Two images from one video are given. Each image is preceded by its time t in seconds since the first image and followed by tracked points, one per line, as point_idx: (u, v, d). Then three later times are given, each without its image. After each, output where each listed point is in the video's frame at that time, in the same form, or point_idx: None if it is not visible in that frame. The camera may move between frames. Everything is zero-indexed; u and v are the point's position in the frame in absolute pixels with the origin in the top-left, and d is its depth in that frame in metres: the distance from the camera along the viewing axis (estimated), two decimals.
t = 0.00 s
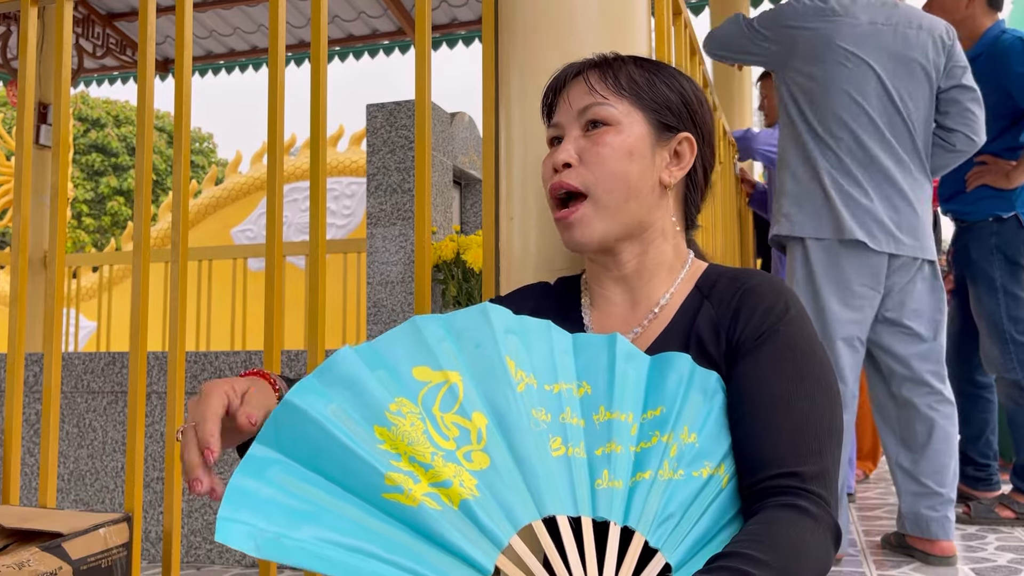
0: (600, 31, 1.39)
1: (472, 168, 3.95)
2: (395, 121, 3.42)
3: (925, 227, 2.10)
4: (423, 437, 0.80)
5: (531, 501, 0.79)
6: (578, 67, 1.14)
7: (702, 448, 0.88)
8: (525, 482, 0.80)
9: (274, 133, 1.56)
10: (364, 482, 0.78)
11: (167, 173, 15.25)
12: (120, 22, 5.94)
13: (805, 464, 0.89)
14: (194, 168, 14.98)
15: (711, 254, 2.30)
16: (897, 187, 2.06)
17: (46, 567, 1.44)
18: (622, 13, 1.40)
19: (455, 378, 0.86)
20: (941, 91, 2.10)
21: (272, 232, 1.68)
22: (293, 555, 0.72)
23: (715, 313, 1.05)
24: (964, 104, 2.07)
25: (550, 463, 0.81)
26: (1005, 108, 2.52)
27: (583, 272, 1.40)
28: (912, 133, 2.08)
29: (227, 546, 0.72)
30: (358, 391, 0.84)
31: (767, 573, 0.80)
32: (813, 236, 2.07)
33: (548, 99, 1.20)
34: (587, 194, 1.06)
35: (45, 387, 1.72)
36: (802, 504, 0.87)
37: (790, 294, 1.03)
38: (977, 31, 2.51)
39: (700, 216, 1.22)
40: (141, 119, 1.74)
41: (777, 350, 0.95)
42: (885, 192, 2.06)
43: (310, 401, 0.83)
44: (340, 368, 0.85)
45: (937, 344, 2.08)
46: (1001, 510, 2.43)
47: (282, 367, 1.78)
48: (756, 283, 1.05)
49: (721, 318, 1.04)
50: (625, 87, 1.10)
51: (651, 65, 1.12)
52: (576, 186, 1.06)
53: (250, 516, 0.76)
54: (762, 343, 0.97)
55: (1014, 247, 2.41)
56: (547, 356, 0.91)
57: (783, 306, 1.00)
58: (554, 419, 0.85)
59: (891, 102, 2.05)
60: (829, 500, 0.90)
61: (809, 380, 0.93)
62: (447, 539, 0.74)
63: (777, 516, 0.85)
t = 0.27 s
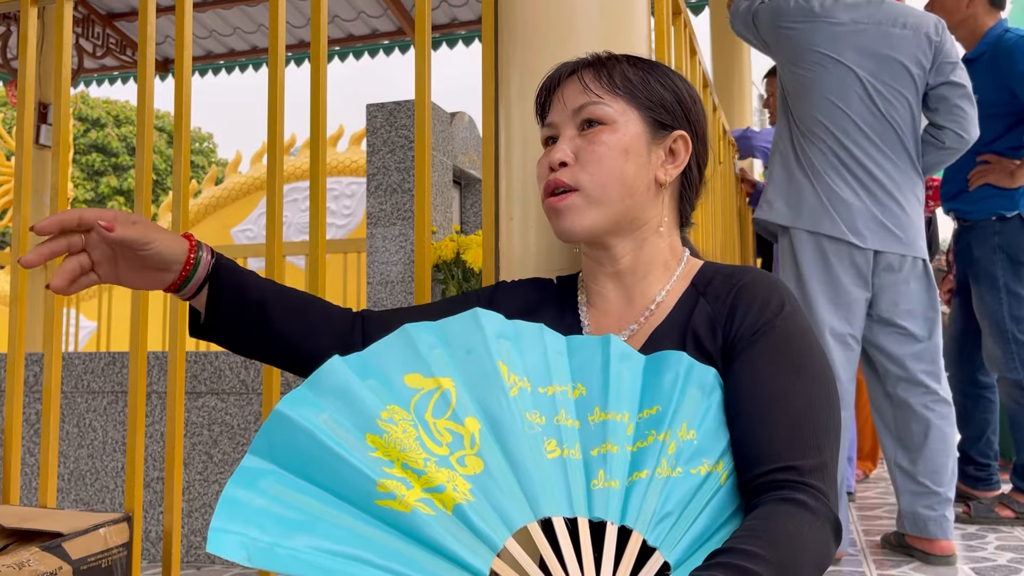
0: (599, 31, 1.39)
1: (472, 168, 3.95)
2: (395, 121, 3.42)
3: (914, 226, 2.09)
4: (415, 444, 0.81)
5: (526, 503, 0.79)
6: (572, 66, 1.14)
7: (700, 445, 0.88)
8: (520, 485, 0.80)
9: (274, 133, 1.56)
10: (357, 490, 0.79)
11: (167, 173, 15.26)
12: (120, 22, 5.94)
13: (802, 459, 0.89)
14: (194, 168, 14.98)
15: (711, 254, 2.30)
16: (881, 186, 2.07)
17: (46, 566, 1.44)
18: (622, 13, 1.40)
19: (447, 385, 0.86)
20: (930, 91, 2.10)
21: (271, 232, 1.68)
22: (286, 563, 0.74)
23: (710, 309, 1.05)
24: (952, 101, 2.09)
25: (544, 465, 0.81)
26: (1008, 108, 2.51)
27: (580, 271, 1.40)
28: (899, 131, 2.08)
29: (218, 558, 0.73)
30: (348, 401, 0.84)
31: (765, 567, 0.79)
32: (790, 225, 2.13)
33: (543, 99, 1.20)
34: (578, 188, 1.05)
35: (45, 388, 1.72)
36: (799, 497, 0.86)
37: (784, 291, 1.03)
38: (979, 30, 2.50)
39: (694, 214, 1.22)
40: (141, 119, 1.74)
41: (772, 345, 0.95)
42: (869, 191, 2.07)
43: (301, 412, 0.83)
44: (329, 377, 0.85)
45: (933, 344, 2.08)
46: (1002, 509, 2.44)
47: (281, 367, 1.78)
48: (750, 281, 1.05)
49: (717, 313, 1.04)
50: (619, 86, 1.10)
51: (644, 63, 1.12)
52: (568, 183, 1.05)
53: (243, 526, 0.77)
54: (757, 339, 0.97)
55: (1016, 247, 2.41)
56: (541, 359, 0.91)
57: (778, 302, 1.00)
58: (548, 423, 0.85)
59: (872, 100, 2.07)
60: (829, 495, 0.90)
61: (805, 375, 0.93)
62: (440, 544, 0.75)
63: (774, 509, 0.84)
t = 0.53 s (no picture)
0: (601, 32, 1.39)
1: (472, 168, 3.95)
2: (396, 120, 3.42)
3: (904, 226, 2.08)
4: (414, 446, 0.81)
5: (525, 504, 0.79)
6: (573, 64, 1.14)
7: (700, 445, 0.88)
8: (519, 486, 0.80)
9: (275, 133, 1.56)
10: (356, 492, 0.79)
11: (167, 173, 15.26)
12: (120, 22, 5.94)
13: (802, 458, 0.88)
14: (195, 168, 14.97)
15: (711, 254, 2.30)
16: (869, 186, 2.09)
17: (47, 567, 1.43)
18: (623, 13, 1.40)
19: (446, 386, 0.86)
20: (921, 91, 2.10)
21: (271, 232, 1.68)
22: (283, 564, 0.73)
23: (710, 308, 1.04)
24: (941, 101, 2.07)
25: (544, 466, 0.81)
26: (1009, 108, 2.50)
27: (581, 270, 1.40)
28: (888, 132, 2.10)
29: (216, 559, 0.73)
30: (346, 403, 0.84)
31: (766, 567, 0.79)
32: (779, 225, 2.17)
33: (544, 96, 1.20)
34: (585, 188, 1.06)
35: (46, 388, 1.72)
36: (799, 496, 0.86)
37: (784, 291, 1.03)
38: (981, 29, 2.51)
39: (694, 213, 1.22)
40: (141, 119, 1.74)
41: (772, 344, 0.95)
42: (856, 190, 2.09)
43: (299, 414, 0.83)
44: (329, 379, 0.85)
45: (928, 344, 2.07)
46: (1002, 509, 2.44)
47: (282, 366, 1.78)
48: (748, 281, 1.05)
49: (717, 312, 1.04)
50: (622, 85, 1.09)
51: (647, 61, 1.12)
52: (573, 182, 1.06)
53: (242, 529, 0.77)
54: (756, 339, 0.97)
55: (1017, 246, 2.41)
56: (540, 360, 0.91)
57: (778, 302, 1.00)
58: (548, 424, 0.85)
59: (858, 101, 2.10)
60: (829, 493, 0.89)
61: (805, 374, 0.93)
62: (439, 546, 0.75)
63: (774, 509, 0.84)
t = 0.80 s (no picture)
0: (603, 34, 1.39)
1: (473, 168, 3.95)
2: (397, 121, 3.42)
3: (903, 226, 2.08)
4: (410, 450, 0.81)
5: (523, 506, 0.79)
6: (564, 66, 1.15)
7: (698, 444, 0.88)
8: (517, 487, 0.80)
9: (276, 133, 1.57)
10: (352, 497, 0.79)
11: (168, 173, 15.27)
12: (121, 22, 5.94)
13: (802, 455, 0.88)
14: (196, 168, 14.97)
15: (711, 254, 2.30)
16: (866, 185, 2.09)
17: (48, 567, 1.43)
18: (622, 13, 1.40)
19: (443, 389, 0.86)
20: (918, 90, 2.09)
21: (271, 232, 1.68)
22: (279, 571, 0.74)
23: (703, 308, 1.04)
24: (938, 100, 2.06)
25: (541, 467, 0.82)
26: (1010, 108, 2.49)
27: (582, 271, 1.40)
28: (885, 131, 2.10)
29: (211, 568, 0.73)
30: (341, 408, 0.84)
31: (767, 567, 0.79)
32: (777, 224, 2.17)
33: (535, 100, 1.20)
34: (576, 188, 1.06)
35: (47, 388, 1.73)
36: (799, 493, 0.86)
37: (777, 287, 1.02)
38: (983, 29, 2.51)
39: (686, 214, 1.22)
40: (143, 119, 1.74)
41: (766, 342, 0.95)
42: (853, 190, 2.09)
43: (295, 420, 0.83)
44: (325, 385, 0.85)
45: (927, 344, 2.06)
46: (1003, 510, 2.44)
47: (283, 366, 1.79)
48: (741, 279, 1.04)
49: (710, 310, 1.04)
50: (612, 84, 1.10)
51: (637, 63, 1.12)
52: (564, 181, 1.06)
53: (237, 535, 0.77)
54: (750, 337, 0.96)
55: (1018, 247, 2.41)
56: (537, 360, 0.91)
57: (771, 298, 1.00)
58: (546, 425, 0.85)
59: (854, 100, 2.10)
60: (829, 489, 0.89)
61: (800, 369, 0.92)
62: (437, 550, 0.75)
63: (775, 507, 0.84)
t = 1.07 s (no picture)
0: (606, 34, 1.39)
1: (474, 168, 3.95)
2: (398, 121, 3.42)
3: (903, 225, 2.07)
4: (383, 472, 0.80)
5: (503, 517, 0.79)
6: (529, 68, 1.14)
7: (680, 440, 0.87)
8: (496, 500, 0.80)
9: (277, 133, 1.57)
10: (325, 523, 0.77)
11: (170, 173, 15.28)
12: (123, 23, 5.95)
13: (785, 440, 0.88)
14: (197, 168, 14.98)
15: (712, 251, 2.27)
16: (864, 184, 2.09)
17: (49, 566, 1.43)
18: (624, 14, 1.40)
19: (413, 411, 0.85)
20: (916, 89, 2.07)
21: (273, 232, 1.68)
22: None
23: (672, 302, 1.04)
24: (936, 99, 2.04)
25: (520, 477, 0.82)
26: (1014, 107, 2.49)
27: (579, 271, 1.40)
28: (883, 131, 2.10)
29: None
30: (311, 435, 0.83)
31: (755, 556, 0.79)
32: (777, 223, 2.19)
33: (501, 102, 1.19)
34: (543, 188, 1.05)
35: (49, 388, 1.72)
36: (786, 479, 0.85)
37: (745, 275, 1.03)
38: (987, 28, 2.51)
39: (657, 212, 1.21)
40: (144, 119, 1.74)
41: (735, 333, 0.94)
42: (852, 189, 2.09)
43: (263, 455, 0.81)
44: (291, 418, 0.83)
45: (927, 343, 2.06)
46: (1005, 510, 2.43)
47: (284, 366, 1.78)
48: (710, 269, 1.04)
49: (679, 306, 1.03)
50: (576, 87, 1.09)
51: (602, 64, 1.11)
52: (532, 184, 1.05)
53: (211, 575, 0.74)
54: (720, 330, 0.96)
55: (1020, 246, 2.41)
56: (511, 371, 0.90)
57: (740, 287, 0.99)
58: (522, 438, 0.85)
59: (852, 99, 2.11)
60: (819, 473, 0.88)
61: (777, 357, 0.92)
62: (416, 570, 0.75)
63: (760, 495, 0.84)
